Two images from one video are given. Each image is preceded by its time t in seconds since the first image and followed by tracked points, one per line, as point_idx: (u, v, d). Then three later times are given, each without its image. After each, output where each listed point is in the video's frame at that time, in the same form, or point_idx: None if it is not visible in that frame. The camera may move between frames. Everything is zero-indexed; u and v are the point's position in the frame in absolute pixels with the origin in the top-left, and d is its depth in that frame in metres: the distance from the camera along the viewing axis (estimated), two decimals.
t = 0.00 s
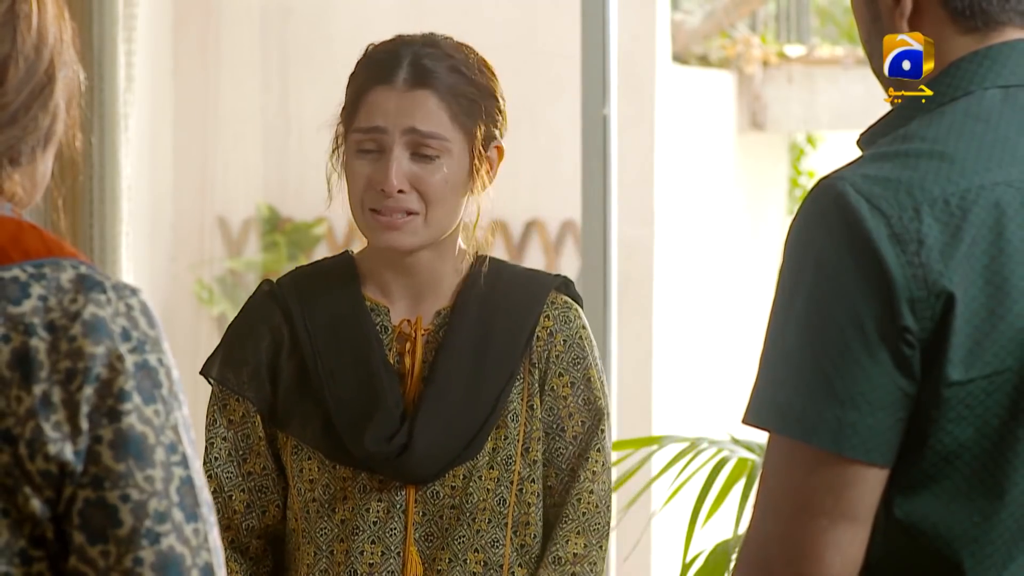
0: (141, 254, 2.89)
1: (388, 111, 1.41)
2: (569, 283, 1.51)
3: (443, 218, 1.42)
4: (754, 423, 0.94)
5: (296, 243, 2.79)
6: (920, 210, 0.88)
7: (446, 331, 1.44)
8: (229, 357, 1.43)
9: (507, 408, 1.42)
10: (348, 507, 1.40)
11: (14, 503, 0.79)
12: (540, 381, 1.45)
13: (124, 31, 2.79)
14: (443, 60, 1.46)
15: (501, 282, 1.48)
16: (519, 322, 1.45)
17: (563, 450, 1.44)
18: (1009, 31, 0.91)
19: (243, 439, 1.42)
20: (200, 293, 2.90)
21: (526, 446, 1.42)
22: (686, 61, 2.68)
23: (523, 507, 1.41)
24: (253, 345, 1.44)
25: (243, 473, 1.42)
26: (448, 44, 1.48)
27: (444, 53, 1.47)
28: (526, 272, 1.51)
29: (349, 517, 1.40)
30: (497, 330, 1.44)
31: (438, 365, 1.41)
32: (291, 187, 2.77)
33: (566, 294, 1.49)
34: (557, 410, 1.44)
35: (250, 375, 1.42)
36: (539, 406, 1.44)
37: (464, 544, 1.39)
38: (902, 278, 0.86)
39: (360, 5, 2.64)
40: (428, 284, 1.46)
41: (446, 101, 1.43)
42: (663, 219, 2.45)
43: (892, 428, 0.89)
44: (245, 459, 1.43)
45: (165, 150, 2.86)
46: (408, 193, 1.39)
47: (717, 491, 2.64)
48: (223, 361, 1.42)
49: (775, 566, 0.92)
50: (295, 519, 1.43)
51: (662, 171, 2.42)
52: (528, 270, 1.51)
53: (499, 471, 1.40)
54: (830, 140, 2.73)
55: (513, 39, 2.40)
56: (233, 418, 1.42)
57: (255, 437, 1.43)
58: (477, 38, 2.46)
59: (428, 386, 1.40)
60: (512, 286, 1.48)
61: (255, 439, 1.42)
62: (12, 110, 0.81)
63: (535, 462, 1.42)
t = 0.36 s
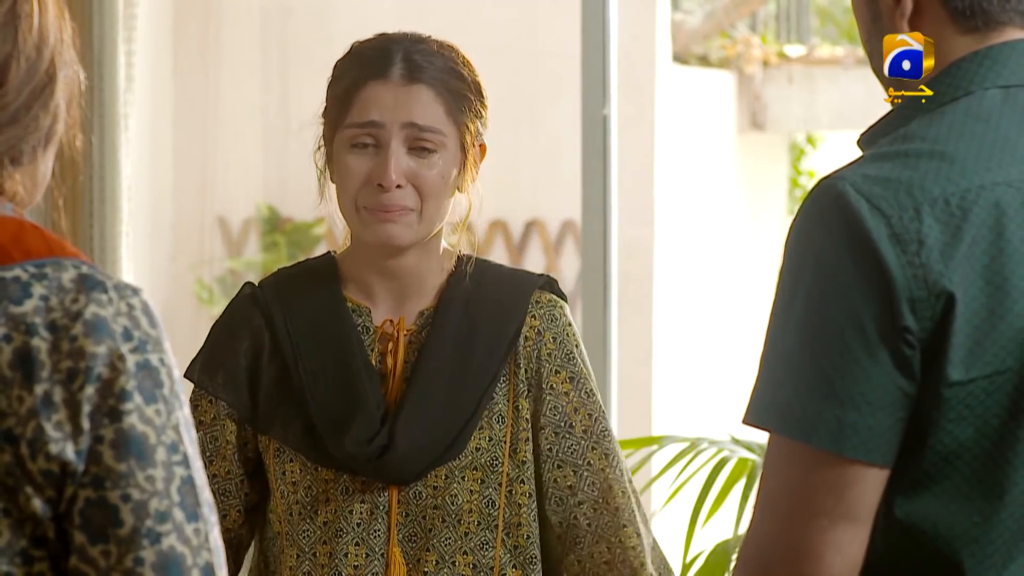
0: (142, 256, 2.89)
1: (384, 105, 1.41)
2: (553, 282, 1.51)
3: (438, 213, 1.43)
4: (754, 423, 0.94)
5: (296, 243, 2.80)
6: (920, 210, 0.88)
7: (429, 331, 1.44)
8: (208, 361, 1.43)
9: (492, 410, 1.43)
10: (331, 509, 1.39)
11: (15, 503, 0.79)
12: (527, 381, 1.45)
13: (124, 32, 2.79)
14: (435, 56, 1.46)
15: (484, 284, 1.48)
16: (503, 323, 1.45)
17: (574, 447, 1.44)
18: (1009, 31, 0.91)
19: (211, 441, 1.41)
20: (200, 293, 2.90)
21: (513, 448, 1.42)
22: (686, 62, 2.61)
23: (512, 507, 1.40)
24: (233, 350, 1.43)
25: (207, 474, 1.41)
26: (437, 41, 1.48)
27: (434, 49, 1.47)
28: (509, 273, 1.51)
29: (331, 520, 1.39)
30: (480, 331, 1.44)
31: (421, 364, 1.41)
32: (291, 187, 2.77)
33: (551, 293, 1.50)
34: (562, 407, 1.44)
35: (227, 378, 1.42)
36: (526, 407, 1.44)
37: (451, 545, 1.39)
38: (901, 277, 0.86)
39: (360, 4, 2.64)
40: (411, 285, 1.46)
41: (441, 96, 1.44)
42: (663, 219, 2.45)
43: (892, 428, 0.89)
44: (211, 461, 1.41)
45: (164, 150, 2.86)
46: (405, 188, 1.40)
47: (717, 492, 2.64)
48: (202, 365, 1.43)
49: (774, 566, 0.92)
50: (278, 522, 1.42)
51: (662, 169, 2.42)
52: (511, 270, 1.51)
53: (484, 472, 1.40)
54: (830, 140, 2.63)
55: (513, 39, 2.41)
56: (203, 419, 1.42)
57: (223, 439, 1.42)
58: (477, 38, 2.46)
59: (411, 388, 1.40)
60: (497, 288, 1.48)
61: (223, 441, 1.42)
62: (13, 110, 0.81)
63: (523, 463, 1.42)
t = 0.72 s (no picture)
0: (142, 256, 2.89)
1: (380, 108, 1.41)
2: (550, 283, 1.52)
3: (435, 215, 1.42)
4: (756, 424, 0.94)
5: (296, 243, 2.80)
6: (921, 210, 0.88)
7: (427, 329, 1.44)
8: (207, 357, 1.42)
9: (491, 408, 1.43)
10: (330, 507, 1.39)
11: (17, 503, 0.78)
12: (526, 381, 1.45)
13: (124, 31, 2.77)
14: (431, 59, 1.46)
15: (481, 283, 1.48)
16: (501, 322, 1.45)
17: (546, 450, 1.45)
18: (1011, 31, 0.91)
19: (221, 441, 1.40)
20: (200, 293, 2.90)
21: (513, 447, 1.43)
22: (686, 62, 2.61)
23: (511, 506, 1.41)
24: (231, 350, 1.42)
25: (218, 474, 1.40)
26: (432, 45, 1.48)
27: (430, 52, 1.47)
28: (507, 273, 1.51)
29: (331, 517, 1.39)
30: (478, 330, 1.44)
31: (419, 363, 1.41)
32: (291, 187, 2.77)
33: (548, 294, 1.50)
34: (542, 410, 1.45)
35: (228, 377, 1.41)
36: (523, 407, 1.44)
37: (453, 543, 1.39)
38: (903, 278, 0.86)
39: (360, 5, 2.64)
40: (408, 284, 1.46)
41: (437, 99, 1.43)
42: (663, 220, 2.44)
43: (894, 428, 0.89)
44: (222, 462, 1.40)
45: (164, 150, 2.86)
46: (402, 191, 1.40)
47: (717, 492, 2.64)
48: (201, 363, 1.42)
49: (776, 565, 0.92)
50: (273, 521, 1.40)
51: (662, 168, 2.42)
52: (508, 270, 1.52)
53: (485, 470, 1.41)
54: (830, 140, 2.61)
55: (513, 40, 2.41)
56: (211, 420, 1.41)
57: (233, 438, 1.40)
58: (476, 39, 2.46)
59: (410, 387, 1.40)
60: (494, 288, 1.48)
61: (233, 441, 1.40)
62: (12, 110, 0.81)
63: (523, 462, 1.43)
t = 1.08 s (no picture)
0: (142, 256, 2.89)
1: (400, 101, 1.41)
2: (550, 282, 1.52)
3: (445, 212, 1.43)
4: (758, 425, 0.93)
5: (296, 243, 2.80)
6: (923, 211, 0.87)
7: (427, 328, 1.44)
8: (207, 355, 1.42)
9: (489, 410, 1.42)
10: (327, 505, 1.38)
11: (19, 503, 0.78)
12: (523, 382, 1.46)
13: (124, 31, 2.80)
14: (449, 58, 1.46)
15: (480, 282, 1.48)
16: (501, 323, 1.45)
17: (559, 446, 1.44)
18: (1013, 31, 0.91)
19: (219, 442, 1.40)
20: (200, 293, 2.90)
21: (507, 446, 1.42)
22: (686, 62, 2.61)
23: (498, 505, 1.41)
24: (233, 345, 1.43)
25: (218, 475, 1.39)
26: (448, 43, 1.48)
27: (448, 51, 1.47)
28: (506, 274, 1.51)
29: (329, 516, 1.38)
30: (478, 329, 1.45)
31: (418, 361, 1.41)
32: (291, 186, 2.77)
33: (547, 294, 1.51)
34: (535, 411, 1.45)
35: (228, 375, 1.41)
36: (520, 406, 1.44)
37: (448, 542, 1.39)
38: (904, 278, 0.86)
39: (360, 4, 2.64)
40: (409, 284, 1.46)
41: (455, 97, 1.44)
42: (663, 219, 2.44)
43: (895, 429, 0.89)
44: (218, 462, 1.40)
45: (164, 150, 2.86)
46: (416, 185, 1.40)
47: (717, 492, 2.64)
48: (198, 362, 1.42)
49: (778, 565, 0.92)
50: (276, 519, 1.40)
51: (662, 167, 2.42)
52: (505, 269, 1.52)
53: (480, 468, 1.40)
54: (830, 140, 2.61)
55: (513, 40, 2.41)
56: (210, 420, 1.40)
57: (232, 439, 1.40)
58: (476, 38, 2.46)
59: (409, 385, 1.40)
60: (492, 287, 1.48)
61: (232, 441, 1.40)
62: (13, 110, 0.81)
63: (514, 462, 1.43)
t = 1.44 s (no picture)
0: (142, 259, 2.88)
1: (385, 110, 1.41)
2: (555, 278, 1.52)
3: (441, 215, 1.43)
4: (758, 425, 0.93)
5: (296, 243, 2.81)
6: (923, 211, 0.88)
7: (432, 326, 1.44)
8: (208, 354, 1.41)
9: (497, 407, 1.42)
10: (336, 505, 1.38)
11: (20, 503, 0.78)
12: (534, 378, 1.46)
13: (124, 31, 2.77)
14: (431, 58, 1.45)
15: (486, 279, 1.48)
16: (509, 321, 1.45)
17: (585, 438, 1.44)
18: (1012, 31, 0.91)
19: (213, 437, 1.39)
20: (200, 293, 2.90)
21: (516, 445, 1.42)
22: (686, 62, 2.61)
23: (510, 504, 1.40)
24: (234, 344, 1.42)
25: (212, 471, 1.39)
26: (429, 42, 1.47)
27: (431, 51, 1.46)
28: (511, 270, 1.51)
29: (337, 515, 1.38)
30: (485, 328, 1.45)
31: (429, 357, 1.42)
32: (291, 186, 2.78)
33: (554, 291, 1.50)
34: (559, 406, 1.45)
35: (230, 373, 1.41)
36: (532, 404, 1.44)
37: (458, 542, 1.39)
38: (905, 278, 0.86)
39: (360, 4, 2.64)
40: (412, 283, 1.46)
41: (439, 98, 1.43)
42: (663, 219, 2.44)
43: (895, 429, 0.89)
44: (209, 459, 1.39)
45: (164, 150, 2.86)
46: (410, 192, 1.41)
47: (716, 491, 2.64)
48: (201, 360, 1.41)
49: (778, 566, 0.92)
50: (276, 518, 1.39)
51: (662, 167, 2.43)
52: (511, 267, 1.51)
53: (490, 468, 1.40)
54: (830, 140, 2.62)
55: (513, 40, 2.41)
56: (206, 416, 1.40)
57: (225, 436, 1.40)
58: (476, 39, 2.46)
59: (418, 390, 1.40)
60: (500, 284, 1.48)
61: (224, 440, 1.39)
62: (14, 110, 0.81)
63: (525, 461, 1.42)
